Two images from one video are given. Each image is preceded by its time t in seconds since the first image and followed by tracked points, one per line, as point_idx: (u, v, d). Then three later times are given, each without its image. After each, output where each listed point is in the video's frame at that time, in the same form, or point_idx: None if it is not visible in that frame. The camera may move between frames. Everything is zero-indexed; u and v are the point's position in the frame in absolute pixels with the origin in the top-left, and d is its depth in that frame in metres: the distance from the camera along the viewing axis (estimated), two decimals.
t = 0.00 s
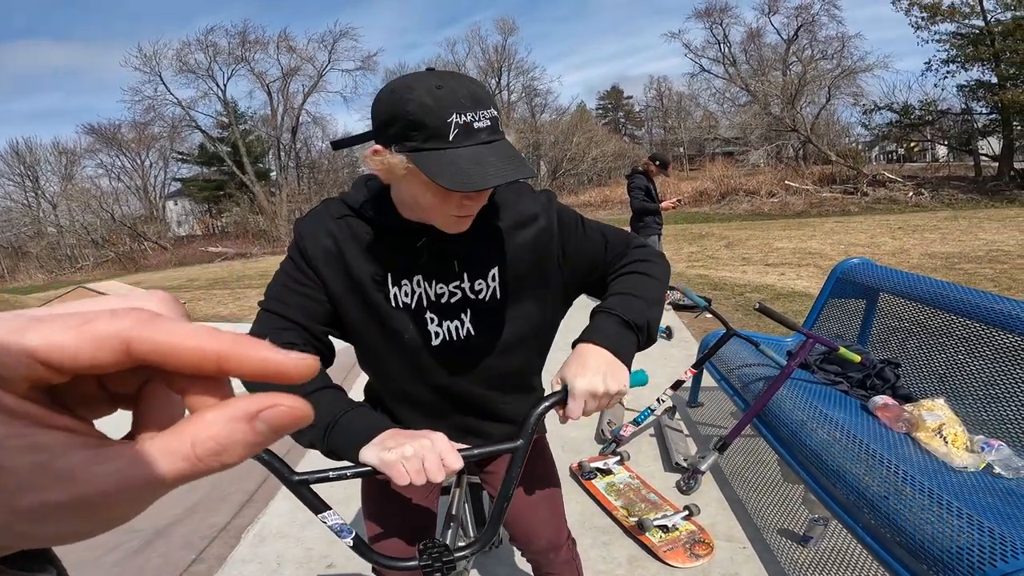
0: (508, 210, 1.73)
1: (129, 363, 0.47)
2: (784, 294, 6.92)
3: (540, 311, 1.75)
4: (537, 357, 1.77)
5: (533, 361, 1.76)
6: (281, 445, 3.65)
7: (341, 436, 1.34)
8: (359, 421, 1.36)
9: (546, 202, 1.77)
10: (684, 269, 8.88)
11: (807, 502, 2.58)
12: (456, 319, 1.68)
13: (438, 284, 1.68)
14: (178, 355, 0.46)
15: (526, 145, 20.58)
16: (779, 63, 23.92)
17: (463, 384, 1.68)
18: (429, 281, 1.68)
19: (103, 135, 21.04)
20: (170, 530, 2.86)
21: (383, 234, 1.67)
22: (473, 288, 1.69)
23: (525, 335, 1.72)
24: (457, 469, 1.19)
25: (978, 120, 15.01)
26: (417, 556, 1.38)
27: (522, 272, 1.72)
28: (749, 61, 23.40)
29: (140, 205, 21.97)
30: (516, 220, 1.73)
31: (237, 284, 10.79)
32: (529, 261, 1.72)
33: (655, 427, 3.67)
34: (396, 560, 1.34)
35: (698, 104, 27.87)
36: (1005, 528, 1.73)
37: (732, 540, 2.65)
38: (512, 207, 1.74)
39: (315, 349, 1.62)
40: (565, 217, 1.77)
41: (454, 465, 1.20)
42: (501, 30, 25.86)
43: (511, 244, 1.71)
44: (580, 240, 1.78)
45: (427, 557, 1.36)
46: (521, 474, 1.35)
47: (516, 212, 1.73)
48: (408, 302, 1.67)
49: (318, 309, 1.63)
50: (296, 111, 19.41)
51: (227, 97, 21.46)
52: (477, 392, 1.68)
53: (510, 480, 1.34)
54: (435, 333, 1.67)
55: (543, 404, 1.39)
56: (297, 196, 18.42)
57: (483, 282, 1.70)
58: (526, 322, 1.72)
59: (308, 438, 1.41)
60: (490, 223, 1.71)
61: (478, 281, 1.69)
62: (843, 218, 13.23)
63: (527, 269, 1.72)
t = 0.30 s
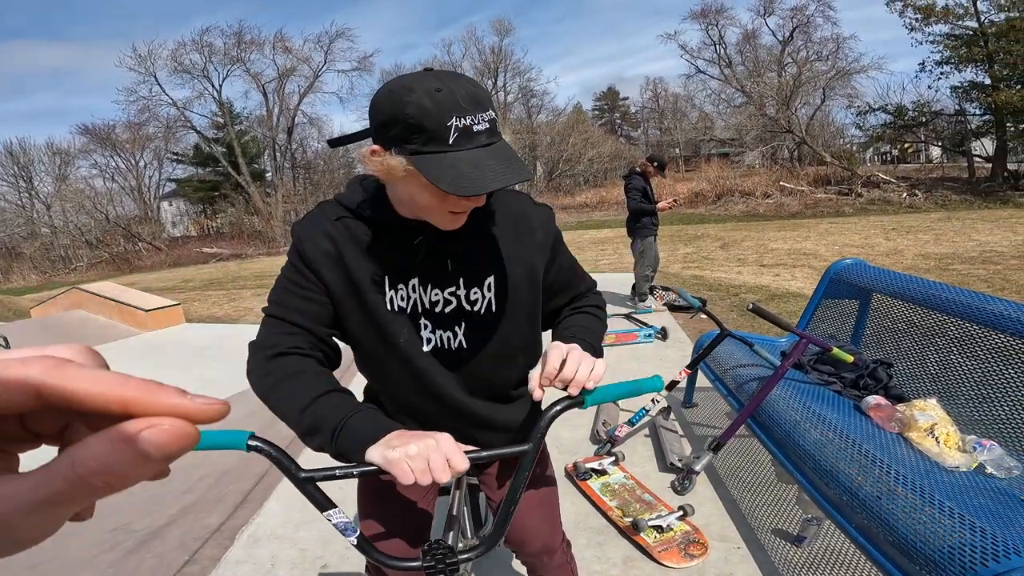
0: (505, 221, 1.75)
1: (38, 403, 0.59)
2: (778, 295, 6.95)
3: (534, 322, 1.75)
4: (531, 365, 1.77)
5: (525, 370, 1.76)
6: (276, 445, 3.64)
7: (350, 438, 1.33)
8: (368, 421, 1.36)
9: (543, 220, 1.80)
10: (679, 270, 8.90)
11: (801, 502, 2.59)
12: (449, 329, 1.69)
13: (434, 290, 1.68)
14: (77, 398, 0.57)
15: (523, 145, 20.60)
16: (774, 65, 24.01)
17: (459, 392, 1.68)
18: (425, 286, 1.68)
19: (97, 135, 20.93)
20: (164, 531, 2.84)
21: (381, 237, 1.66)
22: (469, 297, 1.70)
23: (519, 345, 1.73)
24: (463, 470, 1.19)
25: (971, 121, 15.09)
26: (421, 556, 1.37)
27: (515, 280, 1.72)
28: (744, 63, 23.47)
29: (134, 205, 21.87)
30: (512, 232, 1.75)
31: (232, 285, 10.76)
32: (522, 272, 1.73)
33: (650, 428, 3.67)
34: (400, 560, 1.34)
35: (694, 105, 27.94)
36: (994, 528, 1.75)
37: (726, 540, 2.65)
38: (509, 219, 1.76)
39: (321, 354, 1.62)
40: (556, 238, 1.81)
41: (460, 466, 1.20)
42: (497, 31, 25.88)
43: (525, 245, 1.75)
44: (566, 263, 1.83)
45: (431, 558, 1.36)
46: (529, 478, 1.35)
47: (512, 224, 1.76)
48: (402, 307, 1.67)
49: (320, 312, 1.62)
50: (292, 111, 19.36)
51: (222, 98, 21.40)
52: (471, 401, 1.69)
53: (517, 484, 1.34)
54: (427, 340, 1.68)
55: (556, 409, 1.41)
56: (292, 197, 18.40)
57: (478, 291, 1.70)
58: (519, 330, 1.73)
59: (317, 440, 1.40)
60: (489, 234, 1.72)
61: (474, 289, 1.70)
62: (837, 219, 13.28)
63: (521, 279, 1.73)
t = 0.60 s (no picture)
0: (499, 228, 1.76)
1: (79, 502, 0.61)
2: (774, 296, 6.97)
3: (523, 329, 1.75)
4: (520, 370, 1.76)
5: (513, 375, 1.75)
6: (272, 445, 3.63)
7: (341, 440, 1.33)
8: (360, 422, 1.35)
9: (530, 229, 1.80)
10: (676, 271, 8.91)
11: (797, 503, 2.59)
12: (438, 331, 1.67)
13: (427, 293, 1.67)
14: (130, 498, 0.62)
15: (519, 146, 20.61)
16: (770, 66, 24.08)
17: (450, 395, 1.66)
18: (418, 288, 1.67)
19: (91, 136, 20.85)
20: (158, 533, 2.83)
21: (377, 236, 1.65)
22: (460, 301, 1.70)
23: (507, 349, 1.72)
24: (454, 473, 1.18)
25: (965, 123, 15.15)
26: (414, 559, 1.36)
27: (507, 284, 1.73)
28: (740, 64, 23.53)
29: (128, 206, 21.77)
30: (505, 238, 1.75)
31: (227, 286, 10.72)
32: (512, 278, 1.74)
33: (647, 429, 3.67)
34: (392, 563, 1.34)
35: (690, 107, 28.00)
36: (991, 529, 1.75)
37: (723, 542, 2.65)
38: (502, 225, 1.76)
39: (317, 353, 1.61)
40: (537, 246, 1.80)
41: (451, 470, 1.19)
42: (494, 32, 25.88)
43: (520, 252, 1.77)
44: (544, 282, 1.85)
45: (423, 561, 1.34)
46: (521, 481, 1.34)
47: (504, 231, 1.76)
48: (394, 307, 1.65)
49: (317, 312, 1.61)
50: (288, 112, 19.33)
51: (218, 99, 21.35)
52: (461, 402, 1.68)
53: (510, 487, 1.34)
54: (415, 341, 1.66)
55: (549, 411, 1.39)
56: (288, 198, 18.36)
57: (469, 296, 1.70)
58: (508, 335, 1.72)
59: (309, 441, 1.39)
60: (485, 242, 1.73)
61: (465, 293, 1.70)
62: (832, 220, 13.32)
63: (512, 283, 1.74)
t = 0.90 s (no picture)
0: (487, 223, 1.73)
1: None
2: (769, 297, 6.99)
3: (515, 324, 1.72)
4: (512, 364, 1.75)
5: (504, 371, 1.74)
6: (266, 445, 3.61)
7: (324, 441, 1.31)
8: (345, 423, 1.34)
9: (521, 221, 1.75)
10: (671, 273, 8.93)
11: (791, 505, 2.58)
12: (429, 328, 1.67)
13: (417, 290, 1.67)
14: None
15: (516, 148, 20.64)
16: (766, 67, 24.18)
17: (440, 392, 1.65)
18: (408, 286, 1.67)
19: (86, 136, 20.78)
20: (149, 534, 2.81)
21: (364, 233, 1.64)
22: (449, 297, 1.69)
23: (499, 344, 1.70)
24: (438, 475, 1.18)
25: (959, 125, 15.23)
26: (399, 561, 1.35)
27: (496, 279, 1.71)
28: (736, 66, 23.62)
29: (123, 207, 21.69)
30: (493, 233, 1.72)
31: (221, 287, 10.69)
32: (502, 272, 1.72)
33: (641, 431, 3.67)
34: (376, 566, 1.33)
35: (686, 108, 28.07)
36: (983, 529, 1.76)
37: (716, 544, 2.66)
38: (492, 220, 1.73)
39: (303, 354, 1.60)
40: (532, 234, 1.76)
41: (435, 471, 1.20)
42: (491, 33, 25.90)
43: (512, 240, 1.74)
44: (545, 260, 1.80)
45: (409, 564, 1.33)
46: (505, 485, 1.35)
47: (493, 225, 1.73)
48: (384, 307, 1.65)
49: (304, 313, 1.60)
50: (284, 113, 19.32)
51: (213, 99, 21.32)
52: (453, 400, 1.66)
53: (496, 488, 1.34)
54: (408, 339, 1.66)
55: (534, 413, 1.39)
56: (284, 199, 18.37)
57: (458, 292, 1.69)
58: (498, 331, 1.71)
59: (294, 442, 1.38)
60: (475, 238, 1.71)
61: (454, 289, 1.69)
62: (827, 222, 13.40)
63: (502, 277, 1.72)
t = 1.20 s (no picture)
0: (481, 220, 1.71)
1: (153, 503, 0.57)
2: (766, 298, 7.00)
3: (515, 321, 1.72)
4: (511, 361, 1.74)
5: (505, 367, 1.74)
6: (263, 447, 3.60)
7: (325, 442, 1.31)
8: (345, 425, 1.34)
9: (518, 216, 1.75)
10: (668, 274, 8.94)
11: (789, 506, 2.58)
12: (429, 327, 1.67)
13: (415, 290, 1.67)
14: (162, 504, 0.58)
15: (513, 149, 20.65)
16: (762, 68, 24.23)
17: (439, 392, 1.66)
18: (406, 287, 1.67)
19: (82, 136, 20.70)
20: (146, 536, 2.81)
21: (357, 236, 1.65)
22: (447, 296, 1.69)
23: (498, 339, 1.70)
24: (439, 473, 1.18)
25: (955, 126, 15.28)
26: (400, 560, 1.34)
27: (493, 276, 1.71)
28: (733, 67, 23.66)
29: (118, 207, 21.61)
30: (489, 230, 1.71)
31: (219, 288, 10.68)
32: (499, 269, 1.71)
33: (639, 432, 3.67)
34: (377, 565, 1.32)
35: (683, 109, 28.12)
36: (978, 529, 1.76)
37: (714, 544, 2.66)
38: (487, 216, 1.72)
39: (303, 357, 1.59)
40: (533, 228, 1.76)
41: (436, 470, 1.19)
42: (488, 33, 25.89)
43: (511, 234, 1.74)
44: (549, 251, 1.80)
45: (409, 563, 1.33)
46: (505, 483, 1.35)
47: (489, 222, 1.72)
48: (384, 308, 1.66)
49: (302, 316, 1.60)
50: (280, 113, 19.30)
51: (210, 99, 21.28)
52: (454, 399, 1.66)
53: (495, 487, 1.34)
54: (408, 339, 1.67)
55: (531, 412, 1.39)
56: (281, 199, 18.35)
57: (456, 290, 1.69)
58: (495, 329, 1.70)
59: (295, 444, 1.37)
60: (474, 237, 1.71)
61: (451, 287, 1.69)
62: (823, 223, 13.45)
63: (499, 272, 1.71)
